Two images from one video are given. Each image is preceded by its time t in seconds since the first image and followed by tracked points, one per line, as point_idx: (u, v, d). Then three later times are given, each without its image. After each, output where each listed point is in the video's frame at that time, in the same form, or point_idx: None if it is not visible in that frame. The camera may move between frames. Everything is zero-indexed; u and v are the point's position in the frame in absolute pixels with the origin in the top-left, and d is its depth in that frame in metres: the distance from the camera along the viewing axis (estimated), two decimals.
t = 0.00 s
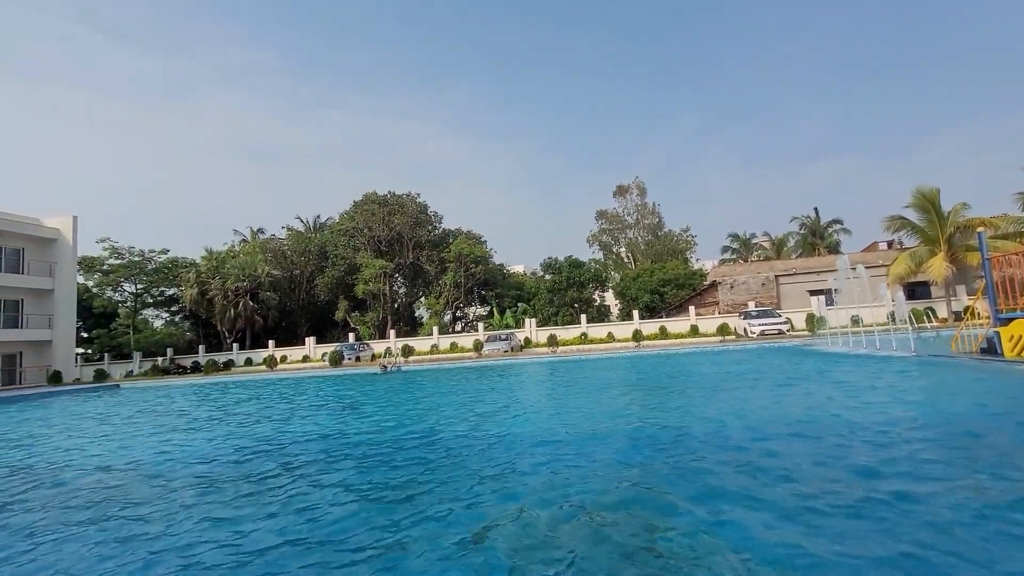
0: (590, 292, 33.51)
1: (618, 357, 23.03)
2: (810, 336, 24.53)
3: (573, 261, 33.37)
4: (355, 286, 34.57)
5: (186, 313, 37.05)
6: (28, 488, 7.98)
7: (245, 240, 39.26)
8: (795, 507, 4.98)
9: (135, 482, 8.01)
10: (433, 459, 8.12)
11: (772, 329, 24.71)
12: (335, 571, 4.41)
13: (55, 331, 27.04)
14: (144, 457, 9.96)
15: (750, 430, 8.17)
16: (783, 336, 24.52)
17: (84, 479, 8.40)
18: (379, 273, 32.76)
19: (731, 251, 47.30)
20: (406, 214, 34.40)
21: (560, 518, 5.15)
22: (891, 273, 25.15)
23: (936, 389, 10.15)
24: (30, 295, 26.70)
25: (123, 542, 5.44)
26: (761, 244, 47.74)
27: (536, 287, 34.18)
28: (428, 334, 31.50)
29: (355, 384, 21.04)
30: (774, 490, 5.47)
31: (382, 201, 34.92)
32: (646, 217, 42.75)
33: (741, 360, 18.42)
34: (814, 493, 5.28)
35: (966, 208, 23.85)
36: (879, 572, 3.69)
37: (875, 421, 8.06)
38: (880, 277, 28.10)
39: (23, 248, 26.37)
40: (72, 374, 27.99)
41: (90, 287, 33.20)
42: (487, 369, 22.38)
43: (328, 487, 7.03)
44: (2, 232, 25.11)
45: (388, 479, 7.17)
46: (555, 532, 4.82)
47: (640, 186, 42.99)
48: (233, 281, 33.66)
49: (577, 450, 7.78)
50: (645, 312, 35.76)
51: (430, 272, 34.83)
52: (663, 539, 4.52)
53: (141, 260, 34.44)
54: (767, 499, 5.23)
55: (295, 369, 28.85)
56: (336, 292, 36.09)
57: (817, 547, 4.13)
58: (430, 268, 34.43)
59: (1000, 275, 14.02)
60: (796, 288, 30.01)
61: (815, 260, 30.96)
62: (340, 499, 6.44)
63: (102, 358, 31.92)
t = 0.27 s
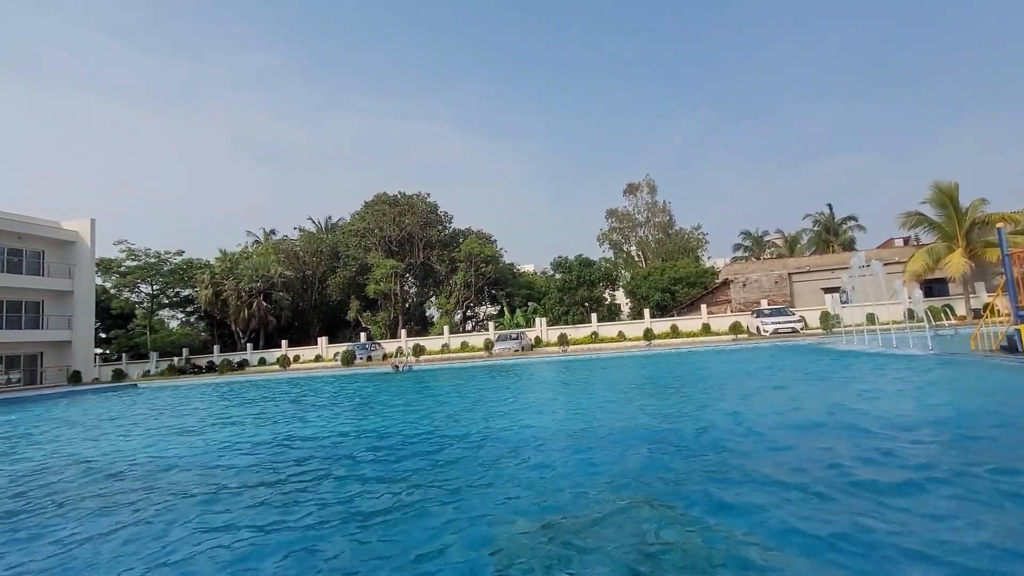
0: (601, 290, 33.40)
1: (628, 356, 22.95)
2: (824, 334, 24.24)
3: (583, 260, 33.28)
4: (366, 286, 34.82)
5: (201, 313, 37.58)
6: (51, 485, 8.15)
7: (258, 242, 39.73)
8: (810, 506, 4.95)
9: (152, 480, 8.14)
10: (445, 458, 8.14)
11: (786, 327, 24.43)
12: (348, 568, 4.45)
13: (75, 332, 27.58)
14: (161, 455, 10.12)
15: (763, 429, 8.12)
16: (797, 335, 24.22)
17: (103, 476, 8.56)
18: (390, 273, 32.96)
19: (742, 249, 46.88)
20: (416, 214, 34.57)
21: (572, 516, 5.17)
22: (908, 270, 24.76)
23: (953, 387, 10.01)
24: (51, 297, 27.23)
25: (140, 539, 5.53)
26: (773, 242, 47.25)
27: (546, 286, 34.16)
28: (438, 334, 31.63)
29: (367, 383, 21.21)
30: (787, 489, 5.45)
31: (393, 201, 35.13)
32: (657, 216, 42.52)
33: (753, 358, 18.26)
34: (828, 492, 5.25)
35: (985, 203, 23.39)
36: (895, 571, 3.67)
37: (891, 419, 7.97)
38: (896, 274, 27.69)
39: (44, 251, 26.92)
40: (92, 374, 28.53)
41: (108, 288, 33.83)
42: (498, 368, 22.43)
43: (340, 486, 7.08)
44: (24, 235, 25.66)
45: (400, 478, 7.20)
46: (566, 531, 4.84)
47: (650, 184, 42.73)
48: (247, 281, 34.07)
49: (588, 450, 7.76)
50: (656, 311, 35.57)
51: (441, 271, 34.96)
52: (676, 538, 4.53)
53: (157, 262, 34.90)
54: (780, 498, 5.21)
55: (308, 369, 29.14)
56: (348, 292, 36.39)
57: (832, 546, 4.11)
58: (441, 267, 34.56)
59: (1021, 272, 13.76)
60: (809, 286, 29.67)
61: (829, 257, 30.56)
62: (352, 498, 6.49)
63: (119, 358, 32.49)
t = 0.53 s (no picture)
0: (610, 289, 33.29)
1: (638, 355, 22.87)
2: (837, 332, 23.95)
3: (593, 259, 33.18)
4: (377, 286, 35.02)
5: (214, 313, 38.04)
6: (68, 483, 8.30)
7: (269, 242, 40.13)
8: (819, 506, 4.91)
9: (165, 478, 8.25)
10: (454, 458, 8.15)
11: (798, 325, 24.13)
12: (355, 569, 4.46)
13: (91, 332, 28.07)
14: (175, 453, 10.25)
15: (773, 428, 8.05)
16: (810, 332, 23.91)
17: (118, 474, 8.69)
18: (400, 272, 33.11)
19: (754, 246, 46.44)
20: (426, 214, 34.69)
21: (579, 516, 5.17)
22: (923, 266, 24.37)
23: (970, 385, 9.83)
24: (68, 297, 27.73)
25: (152, 538, 5.59)
26: (785, 238, 46.75)
27: (556, 285, 34.10)
28: (448, 333, 31.73)
29: (377, 382, 21.35)
30: (797, 489, 5.41)
31: (402, 200, 35.27)
32: (667, 213, 42.25)
33: (765, 356, 18.11)
34: (838, 492, 5.20)
35: (1003, 198, 22.96)
36: (907, 575, 3.60)
37: (905, 418, 7.85)
38: (910, 271, 27.28)
39: (61, 252, 27.41)
40: (108, 374, 29.03)
41: (124, 289, 34.38)
42: (507, 367, 22.46)
43: (350, 486, 7.10)
44: (42, 237, 26.16)
45: (409, 478, 7.21)
46: (573, 531, 4.83)
47: (660, 181, 42.48)
48: (259, 281, 34.43)
49: (597, 449, 7.73)
50: (666, 309, 35.37)
51: (450, 270, 35.05)
52: (684, 538, 4.52)
53: (170, 263, 35.40)
54: (790, 499, 5.17)
55: (319, 368, 29.39)
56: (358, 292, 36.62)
57: (841, 547, 4.07)
58: (450, 266, 34.66)
59: None
60: (822, 283, 29.34)
61: (842, 254, 30.17)
62: (361, 498, 6.50)
63: (135, 358, 33.01)
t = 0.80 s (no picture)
0: (621, 286, 33.14)
1: (650, 352, 22.77)
2: (853, 329, 23.62)
3: (603, 256, 33.09)
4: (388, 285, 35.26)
5: (229, 313, 38.58)
6: (88, 479, 8.51)
7: (282, 242, 40.56)
8: (834, 506, 4.83)
9: (178, 475, 8.33)
10: (465, 457, 8.11)
11: (814, 322, 23.81)
12: (369, 565, 4.53)
13: (110, 332, 28.64)
14: (189, 451, 10.36)
15: (787, 426, 7.95)
16: (825, 329, 23.58)
17: (135, 471, 8.83)
18: (412, 271, 33.29)
19: (767, 243, 45.90)
20: (437, 213, 34.82)
21: (587, 515, 5.16)
22: (941, 261, 23.94)
23: (990, 382, 9.68)
24: (88, 298, 28.32)
25: (163, 535, 5.62)
26: (799, 234, 46.15)
27: (567, 283, 34.03)
28: (460, 331, 31.86)
29: (390, 380, 21.53)
30: (811, 489, 5.32)
31: (413, 200, 35.43)
32: (678, 210, 41.93)
33: (779, 354, 17.93)
34: (852, 491, 5.12)
35: None
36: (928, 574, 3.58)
37: (923, 416, 7.69)
38: (928, 267, 26.81)
39: (81, 254, 27.97)
40: (127, 372, 29.60)
41: (141, 289, 35.02)
42: (519, 365, 22.50)
43: (359, 485, 7.09)
44: (62, 239, 26.72)
45: (417, 478, 7.18)
46: (587, 529, 4.84)
47: (671, 178, 42.15)
48: (272, 281, 34.84)
49: (609, 448, 7.68)
50: (678, 307, 35.14)
51: (461, 269, 35.14)
52: (695, 537, 4.48)
53: (186, 263, 35.96)
54: (803, 498, 5.10)
55: (332, 367, 29.66)
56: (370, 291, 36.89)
57: (856, 549, 4.01)
58: (461, 265, 34.75)
59: None
60: (837, 279, 28.96)
61: (858, 250, 29.74)
62: (369, 497, 6.47)
63: (153, 357, 33.60)
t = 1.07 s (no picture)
0: (637, 284, 32.92)
1: (667, 351, 22.59)
2: (876, 326, 23.12)
3: (619, 255, 32.89)
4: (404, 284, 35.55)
5: (249, 312, 39.28)
6: (114, 474, 8.76)
7: (301, 242, 41.15)
8: (852, 508, 4.76)
9: (198, 473, 8.48)
10: (478, 457, 8.09)
11: (835, 320, 23.39)
12: (385, 562, 4.59)
13: (136, 331, 29.39)
14: (209, 448, 10.56)
15: (805, 426, 7.82)
16: (847, 327, 23.14)
17: (157, 467, 9.06)
18: (427, 270, 33.51)
19: (787, 239, 45.11)
20: (452, 212, 34.98)
21: (603, 514, 5.17)
22: (968, 257, 23.25)
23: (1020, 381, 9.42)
24: (114, 298, 29.09)
25: (179, 532, 5.72)
26: (820, 231, 45.25)
27: (582, 282, 33.90)
28: (475, 330, 31.97)
29: (407, 379, 21.72)
30: (829, 490, 5.25)
31: (428, 199, 35.63)
32: (695, 207, 41.47)
33: (799, 352, 17.65)
34: (873, 492, 5.06)
35: None
36: None
37: (948, 416, 7.50)
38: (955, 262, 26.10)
39: (107, 255, 28.74)
40: (152, 371, 30.37)
41: (165, 290, 35.88)
42: (534, 363, 22.51)
43: (372, 484, 7.12)
44: (89, 241, 27.46)
45: (430, 477, 7.18)
46: (605, 528, 4.85)
47: (688, 174, 41.69)
48: (291, 281, 35.37)
49: (624, 448, 7.65)
50: (695, 305, 34.77)
51: (476, 268, 35.25)
52: (709, 538, 4.45)
53: (208, 264, 36.72)
54: (821, 499, 5.03)
55: (349, 365, 30.02)
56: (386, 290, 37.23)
57: (874, 552, 3.94)
58: (476, 264, 34.86)
59: None
60: (859, 276, 28.37)
61: (881, 246, 29.08)
62: (381, 497, 6.50)
63: (176, 355, 34.38)
